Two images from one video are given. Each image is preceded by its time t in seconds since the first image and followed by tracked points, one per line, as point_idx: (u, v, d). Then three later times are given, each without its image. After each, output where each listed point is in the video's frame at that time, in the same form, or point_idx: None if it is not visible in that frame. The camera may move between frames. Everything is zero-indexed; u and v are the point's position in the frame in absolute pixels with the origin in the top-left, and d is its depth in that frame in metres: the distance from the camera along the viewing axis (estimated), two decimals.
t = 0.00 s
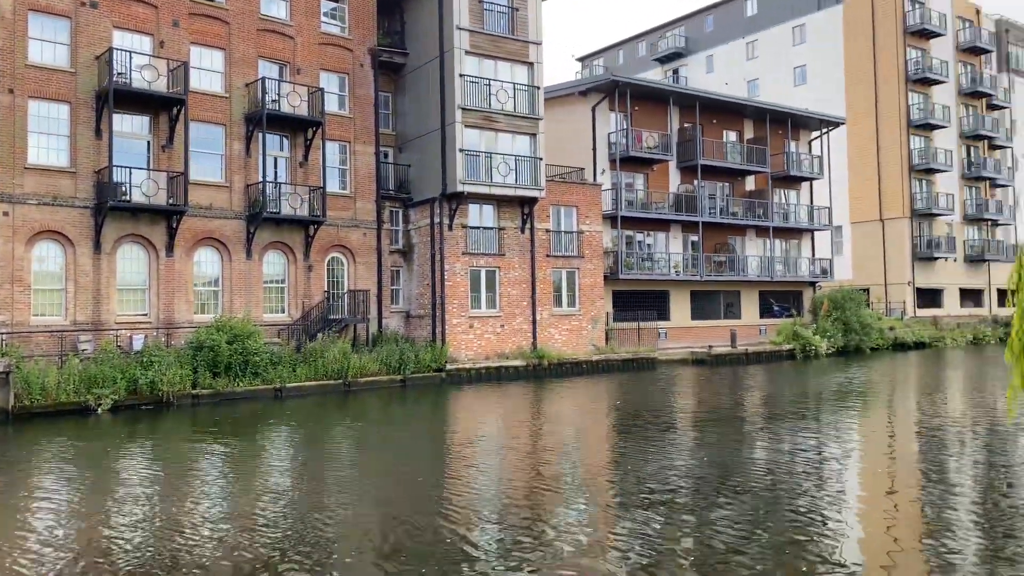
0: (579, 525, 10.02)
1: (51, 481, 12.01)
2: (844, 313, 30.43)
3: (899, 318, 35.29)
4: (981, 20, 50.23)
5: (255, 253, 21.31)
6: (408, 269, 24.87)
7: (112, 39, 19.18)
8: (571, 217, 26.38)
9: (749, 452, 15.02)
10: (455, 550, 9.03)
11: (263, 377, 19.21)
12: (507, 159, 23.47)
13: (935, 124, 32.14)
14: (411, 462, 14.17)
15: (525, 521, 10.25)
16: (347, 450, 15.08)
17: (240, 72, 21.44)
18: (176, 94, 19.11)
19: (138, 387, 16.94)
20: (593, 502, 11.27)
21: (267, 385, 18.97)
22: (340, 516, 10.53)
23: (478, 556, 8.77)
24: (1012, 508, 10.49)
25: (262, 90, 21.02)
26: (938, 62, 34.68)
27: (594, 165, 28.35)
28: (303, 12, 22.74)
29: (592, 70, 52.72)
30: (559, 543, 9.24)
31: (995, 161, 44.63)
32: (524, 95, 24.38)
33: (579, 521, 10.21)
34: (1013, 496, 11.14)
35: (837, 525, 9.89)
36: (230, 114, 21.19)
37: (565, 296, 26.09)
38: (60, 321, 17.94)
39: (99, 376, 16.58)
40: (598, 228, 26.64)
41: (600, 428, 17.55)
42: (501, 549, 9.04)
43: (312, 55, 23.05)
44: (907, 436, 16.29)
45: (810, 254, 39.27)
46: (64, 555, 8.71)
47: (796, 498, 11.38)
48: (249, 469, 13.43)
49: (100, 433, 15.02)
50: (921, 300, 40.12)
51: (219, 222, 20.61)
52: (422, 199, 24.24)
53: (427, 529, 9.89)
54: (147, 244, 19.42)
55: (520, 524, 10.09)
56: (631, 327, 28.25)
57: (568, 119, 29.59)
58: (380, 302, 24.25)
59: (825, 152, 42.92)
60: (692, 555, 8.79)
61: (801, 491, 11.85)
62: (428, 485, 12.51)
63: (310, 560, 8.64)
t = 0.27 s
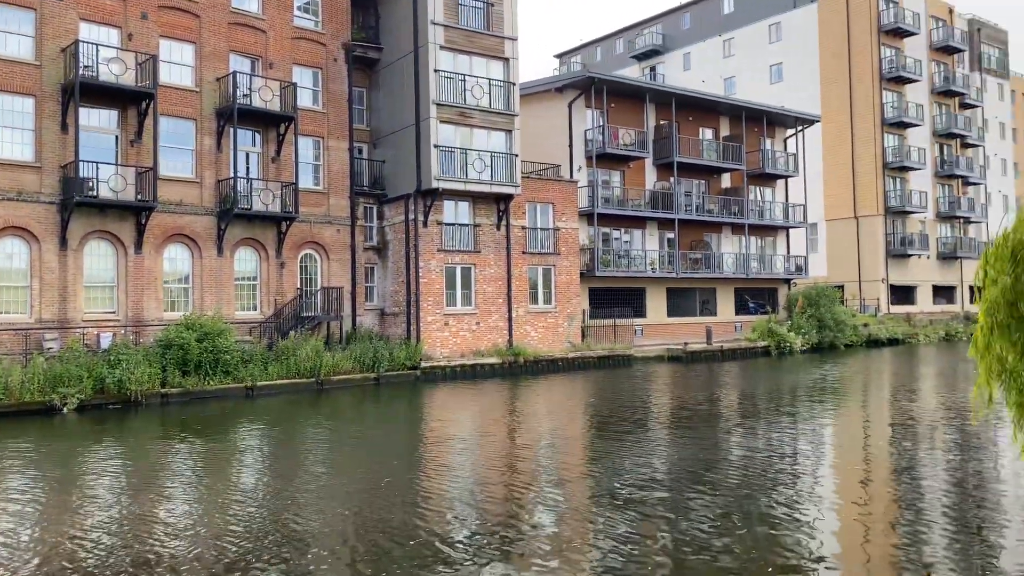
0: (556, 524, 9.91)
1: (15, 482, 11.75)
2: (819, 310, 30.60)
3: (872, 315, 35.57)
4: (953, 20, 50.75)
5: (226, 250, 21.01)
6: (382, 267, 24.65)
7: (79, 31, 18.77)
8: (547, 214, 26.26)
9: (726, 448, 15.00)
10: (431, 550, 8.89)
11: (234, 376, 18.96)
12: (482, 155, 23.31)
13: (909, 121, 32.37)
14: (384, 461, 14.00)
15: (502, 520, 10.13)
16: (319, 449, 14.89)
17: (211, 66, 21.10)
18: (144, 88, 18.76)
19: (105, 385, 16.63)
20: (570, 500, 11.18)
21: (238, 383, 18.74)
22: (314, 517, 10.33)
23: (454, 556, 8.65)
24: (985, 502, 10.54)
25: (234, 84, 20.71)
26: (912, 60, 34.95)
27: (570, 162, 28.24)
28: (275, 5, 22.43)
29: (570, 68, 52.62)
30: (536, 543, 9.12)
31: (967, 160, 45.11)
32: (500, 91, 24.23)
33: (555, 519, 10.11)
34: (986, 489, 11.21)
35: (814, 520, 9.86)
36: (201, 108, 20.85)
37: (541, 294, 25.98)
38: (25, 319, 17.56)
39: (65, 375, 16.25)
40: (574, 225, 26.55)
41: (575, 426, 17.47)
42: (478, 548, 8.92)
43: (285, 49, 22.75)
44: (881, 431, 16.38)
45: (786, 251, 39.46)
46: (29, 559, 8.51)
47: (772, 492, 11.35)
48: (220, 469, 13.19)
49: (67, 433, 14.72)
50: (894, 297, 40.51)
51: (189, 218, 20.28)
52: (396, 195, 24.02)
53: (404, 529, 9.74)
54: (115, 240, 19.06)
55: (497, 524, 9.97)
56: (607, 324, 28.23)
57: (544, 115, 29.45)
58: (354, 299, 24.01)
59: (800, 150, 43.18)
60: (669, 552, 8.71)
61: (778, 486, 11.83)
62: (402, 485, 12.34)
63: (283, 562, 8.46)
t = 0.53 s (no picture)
0: (532, 520, 9.83)
1: None
2: (795, 305, 30.80)
3: (849, 311, 35.79)
4: (929, 18, 51.10)
5: (198, 245, 20.76)
6: (358, 262, 24.48)
7: (47, 22, 18.43)
8: (524, 209, 26.15)
9: (702, 444, 15.00)
10: (408, 547, 8.79)
11: (205, 372, 18.72)
12: (458, 150, 23.18)
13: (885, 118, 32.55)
14: (356, 458, 13.88)
15: (477, 516, 10.05)
16: (291, 446, 14.73)
17: (182, 58, 20.82)
18: (114, 81, 18.48)
19: (73, 382, 16.35)
20: (547, 496, 11.11)
21: (209, 380, 18.50)
22: (288, 514, 10.20)
23: (431, 552, 8.56)
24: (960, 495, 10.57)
25: (205, 78, 20.43)
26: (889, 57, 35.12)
27: (548, 158, 28.14)
28: None
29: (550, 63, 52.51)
30: (513, 538, 9.05)
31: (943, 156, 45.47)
32: (476, 86, 24.07)
33: (530, 515, 10.03)
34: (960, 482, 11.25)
35: (790, 515, 9.84)
36: (172, 102, 20.56)
37: (518, 290, 25.88)
38: None
39: (31, 371, 15.95)
40: (551, 221, 26.47)
41: (551, 422, 17.39)
42: (454, 545, 8.83)
43: (258, 42, 22.50)
44: (855, 426, 16.45)
45: (763, 247, 39.63)
46: None
47: (749, 488, 11.33)
48: (191, 467, 12.99)
49: (34, 431, 14.45)
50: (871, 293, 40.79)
51: (160, 213, 20.01)
52: (372, 190, 23.84)
53: (379, 526, 9.62)
54: (84, 235, 18.77)
55: (472, 520, 9.88)
56: (584, 320, 28.26)
57: (522, 110, 29.29)
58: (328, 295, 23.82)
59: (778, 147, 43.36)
60: (645, 548, 8.64)
61: (755, 482, 11.81)
62: (377, 481, 12.22)
63: (257, 560, 8.33)
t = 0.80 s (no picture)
0: (508, 518, 9.72)
1: None
2: (772, 302, 31.17)
3: (827, 307, 35.93)
4: (908, 16, 51.39)
5: (171, 242, 20.47)
6: (334, 259, 24.47)
7: (14, 14, 18.04)
8: (503, 206, 26.00)
9: (679, 441, 14.94)
10: (383, 547, 8.66)
11: (178, 371, 18.46)
12: (435, 146, 23.00)
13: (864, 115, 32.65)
14: (328, 457, 13.70)
15: (455, 515, 9.93)
16: (263, 445, 14.54)
17: (154, 52, 20.50)
18: (84, 74, 18.15)
19: (41, 382, 16.04)
20: (525, 494, 11.00)
21: (181, 379, 18.25)
22: (262, 514, 10.04)
23: (406, 552, 8.44)
24: (936, 490, 10.59)
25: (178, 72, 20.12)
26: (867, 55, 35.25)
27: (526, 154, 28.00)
28: None
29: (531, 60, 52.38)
30: (490, 537, 8.93)
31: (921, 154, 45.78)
32: (453, 82, 23.91)
33: (507, 514, 9.92)
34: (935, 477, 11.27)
35: (766, 512, 9.80)
36: (144, 96, 20.23)
37: (496, 287, 25.74)
38: None
39: None
40: (529, 218, 26.35)
41: (527, 420, 17.29)
42: (430, 544, 8.70)
43: (232, 36, 22.21)
44: (831, 423, 16.47)
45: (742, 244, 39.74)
46: None
47: (726, 485, 11.27)
48: (162, 467, 12.75)
49: None
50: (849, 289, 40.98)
51: (131, 209, 19.70)
52: (348, 187, 23.64)
53: (353, 526, 9.47)
54: (53, 231, 18.43)
55: (449, 519, 9.76)
56: (564, 316, 28.41)
57: (500, 106, 29.12)
58: (303, 292, 23.59)
59: (757, 144, 43.48)
60: (622, 547, 8.55)
61: (732, 479, 11.75)
62: (351, 480, 12.06)
63: (231, 561, 8.16)
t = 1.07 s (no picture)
0: (487, 514, 9.62)
1: None
2: (753, 298, 30.86)
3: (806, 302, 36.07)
4: (888, 12, 51.63)
5: (144, 237, 20.18)
6: (311, 254, 24.06)
7: None
8: (482, 200, 25.85)
9: (655, 436, 14.86)
10: (362, 543, 8.54)
11: (151, 367, 18.22)
12: (414, 141, 22.83)
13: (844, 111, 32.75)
14: (303, 453, 13.54)
15: (437, 510, 9.81)
16: (237, 441, 14.35)
17: (126, 44, 20.17)
18: (54, 66, 17.83)
19: (9, 379, 15.74)
20: (506, 489, 10.89)
21: (154, 375, 18.00)
22: (242, 511, 9.86)
23: (385, 549, 8.32)
24: (914, 484, 10.54)
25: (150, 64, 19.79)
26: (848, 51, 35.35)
27: (506, 149, 27.84)
28: None
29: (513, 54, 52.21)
30: (470, 533, 8.83)
31: (900, 150, 46.03)
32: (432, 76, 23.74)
33: (486, 509, 9.82)
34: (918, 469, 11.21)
35: (745, 505, 9.75)
36: (116, 89, 19.90)
37: (476, 282, 25.58)
38: None
39: None
40: (509, 213, 26.21)
41: (504, 415, 17.18)
42: (409, 540, 8.59)
43: (207, 28, 21.92)
44: (809, 417, 16.45)
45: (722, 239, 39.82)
46: None
47: (705, 480, 11.18)
48: (131, 464, 12.54)
49: None
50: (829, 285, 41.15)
51: (104, 203, 19.39)
52: (325, 181, 23.45)
53: (329, 523, 9.34)
54: (23, 226, 18.11)
55: (429, 515, 9.64)
56: (544, 312, 28.13)
57: (480, 100, 28.96)
58: (280, 288, 23.37)
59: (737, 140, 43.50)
60: (603, 542, 8.47)
61: (713, 473, 11.66)
62: (329, 476, 11.90)
63: (204, 560, 8.00)
